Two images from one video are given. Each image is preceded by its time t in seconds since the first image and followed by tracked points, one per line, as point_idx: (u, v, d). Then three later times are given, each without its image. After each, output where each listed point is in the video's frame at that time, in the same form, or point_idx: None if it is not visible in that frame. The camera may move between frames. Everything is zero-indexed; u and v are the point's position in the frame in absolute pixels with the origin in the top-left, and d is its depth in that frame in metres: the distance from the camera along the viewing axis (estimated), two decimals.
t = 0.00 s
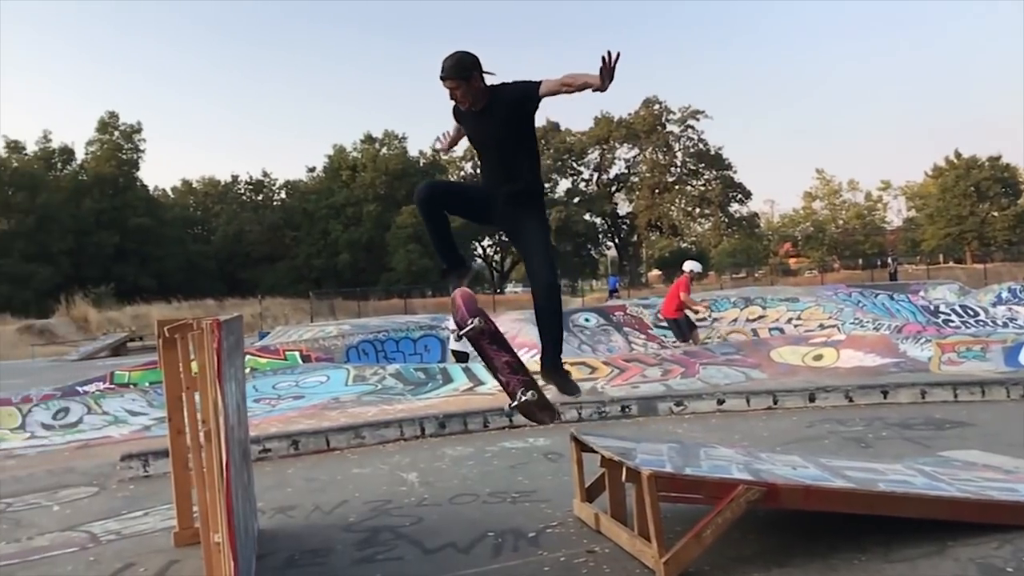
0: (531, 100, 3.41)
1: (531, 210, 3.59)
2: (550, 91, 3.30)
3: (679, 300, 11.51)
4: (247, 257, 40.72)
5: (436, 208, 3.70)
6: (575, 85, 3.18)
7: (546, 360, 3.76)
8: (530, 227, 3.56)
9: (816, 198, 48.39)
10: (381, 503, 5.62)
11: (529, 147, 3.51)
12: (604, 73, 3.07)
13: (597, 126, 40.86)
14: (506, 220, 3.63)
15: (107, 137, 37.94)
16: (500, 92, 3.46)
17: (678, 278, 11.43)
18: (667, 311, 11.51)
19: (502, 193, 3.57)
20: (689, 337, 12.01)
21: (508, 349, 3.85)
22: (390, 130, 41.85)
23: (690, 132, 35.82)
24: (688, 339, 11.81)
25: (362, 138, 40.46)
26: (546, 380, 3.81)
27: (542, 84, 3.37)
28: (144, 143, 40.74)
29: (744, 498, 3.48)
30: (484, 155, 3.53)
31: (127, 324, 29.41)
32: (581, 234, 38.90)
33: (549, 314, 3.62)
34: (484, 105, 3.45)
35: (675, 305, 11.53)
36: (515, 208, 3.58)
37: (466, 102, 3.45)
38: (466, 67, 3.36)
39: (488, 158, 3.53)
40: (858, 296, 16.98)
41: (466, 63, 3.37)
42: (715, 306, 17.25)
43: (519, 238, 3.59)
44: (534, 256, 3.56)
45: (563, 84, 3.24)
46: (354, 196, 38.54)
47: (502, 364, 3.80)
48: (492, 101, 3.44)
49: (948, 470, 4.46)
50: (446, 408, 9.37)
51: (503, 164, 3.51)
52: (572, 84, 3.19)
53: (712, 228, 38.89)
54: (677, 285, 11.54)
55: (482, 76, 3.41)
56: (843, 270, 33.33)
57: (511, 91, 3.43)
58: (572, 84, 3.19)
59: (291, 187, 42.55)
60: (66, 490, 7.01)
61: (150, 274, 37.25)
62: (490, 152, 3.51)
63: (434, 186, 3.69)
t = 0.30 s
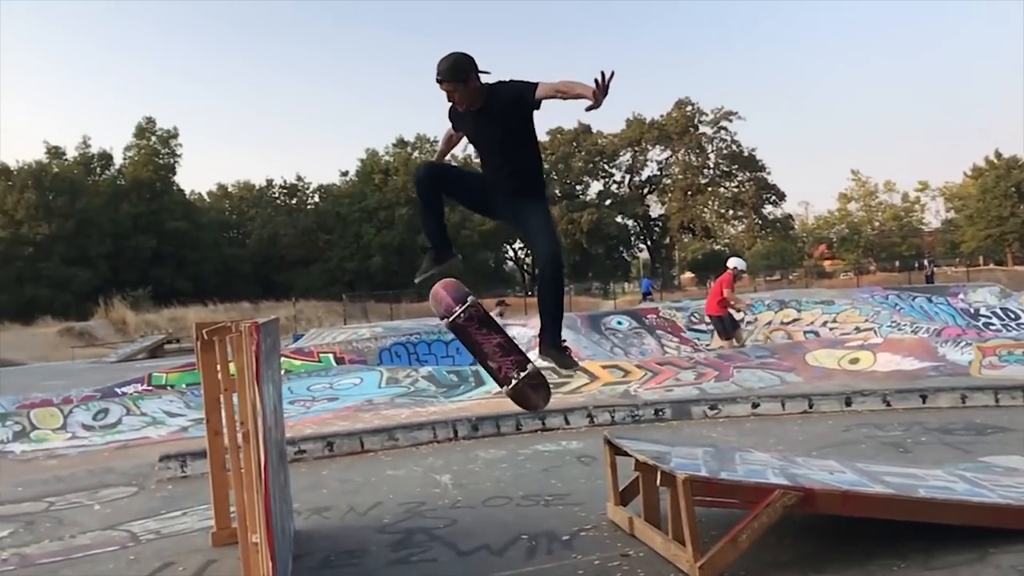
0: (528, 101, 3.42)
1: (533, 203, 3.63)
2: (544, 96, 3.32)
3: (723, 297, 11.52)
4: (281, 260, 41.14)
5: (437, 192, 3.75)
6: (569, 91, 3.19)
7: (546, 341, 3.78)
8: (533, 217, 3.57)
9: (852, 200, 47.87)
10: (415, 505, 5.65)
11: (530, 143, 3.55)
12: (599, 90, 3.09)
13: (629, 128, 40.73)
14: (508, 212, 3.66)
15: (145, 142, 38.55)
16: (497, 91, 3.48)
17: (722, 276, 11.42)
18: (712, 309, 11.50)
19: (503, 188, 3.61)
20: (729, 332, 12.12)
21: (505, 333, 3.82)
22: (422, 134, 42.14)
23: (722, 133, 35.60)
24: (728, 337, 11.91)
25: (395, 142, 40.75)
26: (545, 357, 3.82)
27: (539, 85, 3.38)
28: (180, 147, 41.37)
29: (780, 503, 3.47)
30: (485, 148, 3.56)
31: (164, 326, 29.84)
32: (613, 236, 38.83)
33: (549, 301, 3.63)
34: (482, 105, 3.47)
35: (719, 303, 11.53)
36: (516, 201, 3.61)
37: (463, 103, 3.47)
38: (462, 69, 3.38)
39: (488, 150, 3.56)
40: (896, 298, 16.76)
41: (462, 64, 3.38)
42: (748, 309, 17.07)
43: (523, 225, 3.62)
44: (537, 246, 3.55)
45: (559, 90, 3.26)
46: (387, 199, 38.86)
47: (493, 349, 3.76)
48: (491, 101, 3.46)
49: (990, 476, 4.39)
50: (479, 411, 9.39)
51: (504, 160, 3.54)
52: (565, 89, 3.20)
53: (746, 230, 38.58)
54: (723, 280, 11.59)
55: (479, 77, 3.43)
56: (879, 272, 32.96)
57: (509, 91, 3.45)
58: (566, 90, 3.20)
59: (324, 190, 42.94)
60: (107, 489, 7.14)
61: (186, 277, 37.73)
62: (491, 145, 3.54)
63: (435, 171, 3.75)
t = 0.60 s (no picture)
0: (527, 105, 3.67)
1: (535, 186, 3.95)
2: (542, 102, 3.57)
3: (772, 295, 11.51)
4: (318, 263, 41.56)
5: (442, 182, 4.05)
6: (563, 99, 3.44)
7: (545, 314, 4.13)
8: (536, 204, 3.90)
9: (892, 201, 47.18)
10: (452, 507, 5.68)
11: (531, 136, 3.82)
12: (592, 100, 3.34)
13: (665, 130, 40.54)
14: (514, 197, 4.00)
15: (185, 147, 39.22)
16: (496, 92, 3.73)
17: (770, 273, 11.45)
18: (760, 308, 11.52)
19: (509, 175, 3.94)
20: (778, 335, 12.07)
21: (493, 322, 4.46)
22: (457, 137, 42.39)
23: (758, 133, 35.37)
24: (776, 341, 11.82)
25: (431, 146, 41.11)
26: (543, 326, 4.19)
27: (536, 91, 3.62)
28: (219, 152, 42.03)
29: (821, 507, 3.43)
30: (489, 142, 3.84)
31: (204, 328, 30.28)
32: (648, 238, 38.71)
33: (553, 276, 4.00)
34: (482, 107, 3.72)
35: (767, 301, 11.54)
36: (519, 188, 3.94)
37: (464, 106, 3.72)
38: (461, 75, 3.62)
39: (493, 144, 3.85)
40: (939, 300, 16.48)
41: (462, 70, 3.62)
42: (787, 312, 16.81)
43: (529, 209, 3.92)
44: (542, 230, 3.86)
45: (556, 96, 3.49)
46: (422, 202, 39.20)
47: (486, 335, 4.40)
48: (492, 103, 3.71)
49: None
50: (514, 413, 9.41)
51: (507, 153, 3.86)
52: (559, 97, 3.44)
53: (784, 232, 38.20)
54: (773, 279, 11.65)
55: (479, 81, 3.68)
56: (921, 274, 32.38)
57: (508, 94, 3.71)
58: (560, 98, 3.44)
59: (360, 194, 43.29)
60: (151, 489, 7.27)
61: (225, 280, 38.24)
62: (495, 141, 3.82)
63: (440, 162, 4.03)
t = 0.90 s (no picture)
0: (529, 111, 3.76)
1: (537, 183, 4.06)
2: (543, 109, 3.66)
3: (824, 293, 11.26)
4: (358, 265, 42.00)
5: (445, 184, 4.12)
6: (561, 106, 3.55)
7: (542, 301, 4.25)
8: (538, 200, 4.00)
9: (938, 202, 46.32)
10: (491, 509, 5.70)
11: (534, 137, 3.92)
12: (587, 109, 3.47)
13: (704, 131, 40.39)
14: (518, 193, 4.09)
15: (228, 151, 39.90)
16: (499, 96, 3.80)
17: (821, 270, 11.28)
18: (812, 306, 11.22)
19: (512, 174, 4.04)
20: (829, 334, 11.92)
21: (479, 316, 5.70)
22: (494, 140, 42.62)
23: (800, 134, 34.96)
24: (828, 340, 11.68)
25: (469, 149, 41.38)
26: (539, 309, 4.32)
27: (537, 98, 3.71)
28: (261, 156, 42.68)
29: (866, 513, 3.38)
30: (495, 142, 3.94)
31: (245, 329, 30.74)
32: (688, 240, 38.47)
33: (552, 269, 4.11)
34: (487, 112, 3.80)
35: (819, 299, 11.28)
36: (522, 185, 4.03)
37: (468, 113, 3.80)
38: (464, 84, 3.68)
39: (499, 145, 3.94)
40: (986, 304, 16.13)
41: (465, 78, 3.68)
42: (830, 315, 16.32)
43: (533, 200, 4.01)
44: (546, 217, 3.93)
45: (557, 103, 3.59)
46: (460, 205, 39.47)
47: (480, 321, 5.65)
48: (495, 109, 3.79)
49: None
50: (553, 416, 9.42)
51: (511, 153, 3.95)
52: (558, 103, 3.56)
53: (825, 233, 37.69)
54: (823, 277, 11.51)
55: (482, 87, 3.74)
56: (968, 277, 31.70)
57: (512, 98, 3.78)
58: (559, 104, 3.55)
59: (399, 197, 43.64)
60: (194, 488, 7.39)
61: (267, 282, 38.82)
62: (501, 141, 3.92)
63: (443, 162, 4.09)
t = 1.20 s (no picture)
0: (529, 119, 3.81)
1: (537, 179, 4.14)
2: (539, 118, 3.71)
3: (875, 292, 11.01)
4: (394, 268, 42.26)
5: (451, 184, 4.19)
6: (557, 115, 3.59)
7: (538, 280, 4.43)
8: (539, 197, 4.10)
9: (983, 204, 45.37)
10: (527, 512, 5.70)
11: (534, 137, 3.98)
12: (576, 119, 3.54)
13: (741, 133, 40.05)
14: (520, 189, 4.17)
15: (266, 156, 40.42)
16: (499, 106, 3.84)
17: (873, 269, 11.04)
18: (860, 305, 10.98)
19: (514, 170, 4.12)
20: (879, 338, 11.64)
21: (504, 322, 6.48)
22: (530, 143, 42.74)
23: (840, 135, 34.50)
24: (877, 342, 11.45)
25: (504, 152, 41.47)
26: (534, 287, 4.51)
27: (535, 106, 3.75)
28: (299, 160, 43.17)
29: (909, 521, 3.33)
30: (497, 146, 4.00)
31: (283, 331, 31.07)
32: (725, 243, 38.16)
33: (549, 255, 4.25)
34: (489, 122, 3.84)
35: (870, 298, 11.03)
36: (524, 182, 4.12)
37: (471, 124, 3.84)
38: (465, 96, 3.72)
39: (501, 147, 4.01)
40: None
41: (468, 90, 3.73)
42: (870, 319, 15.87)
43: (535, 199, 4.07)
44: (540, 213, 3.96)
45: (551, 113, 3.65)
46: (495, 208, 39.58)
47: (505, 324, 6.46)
48: (497, 118, 3.84)
49: None
50: (588, 420, 9.40)
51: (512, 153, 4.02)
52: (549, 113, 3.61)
53: (865, 237, 37.15)
54: (874, 277, 11.28)
55: (484, 99, 3.77)
56: (1014, 281, 31.00)
57: (511, 106, 3.81)
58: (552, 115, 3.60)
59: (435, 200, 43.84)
60: (234, 488, 7.49)
61: (304, 284, 39.23)
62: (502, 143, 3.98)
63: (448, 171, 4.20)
